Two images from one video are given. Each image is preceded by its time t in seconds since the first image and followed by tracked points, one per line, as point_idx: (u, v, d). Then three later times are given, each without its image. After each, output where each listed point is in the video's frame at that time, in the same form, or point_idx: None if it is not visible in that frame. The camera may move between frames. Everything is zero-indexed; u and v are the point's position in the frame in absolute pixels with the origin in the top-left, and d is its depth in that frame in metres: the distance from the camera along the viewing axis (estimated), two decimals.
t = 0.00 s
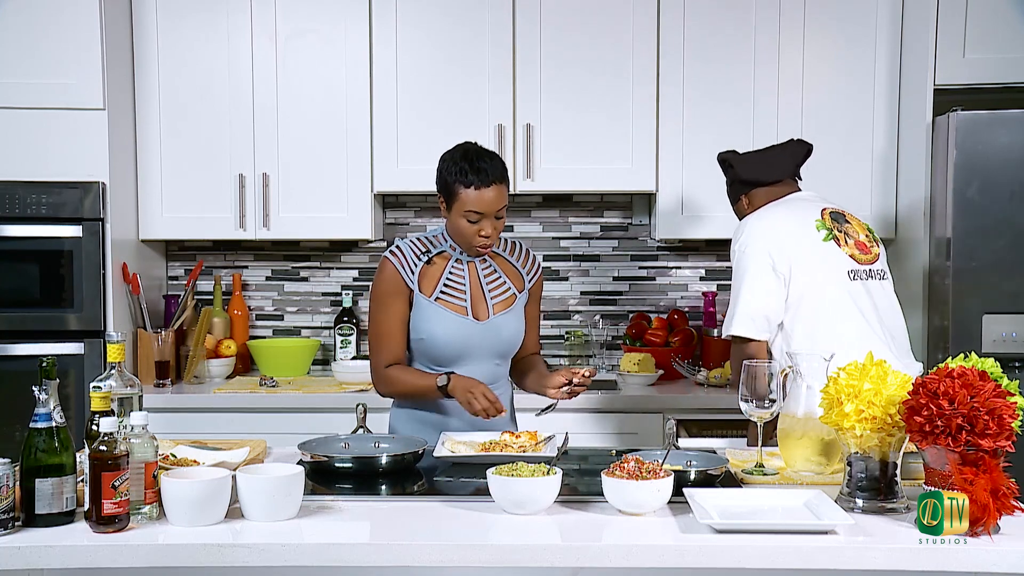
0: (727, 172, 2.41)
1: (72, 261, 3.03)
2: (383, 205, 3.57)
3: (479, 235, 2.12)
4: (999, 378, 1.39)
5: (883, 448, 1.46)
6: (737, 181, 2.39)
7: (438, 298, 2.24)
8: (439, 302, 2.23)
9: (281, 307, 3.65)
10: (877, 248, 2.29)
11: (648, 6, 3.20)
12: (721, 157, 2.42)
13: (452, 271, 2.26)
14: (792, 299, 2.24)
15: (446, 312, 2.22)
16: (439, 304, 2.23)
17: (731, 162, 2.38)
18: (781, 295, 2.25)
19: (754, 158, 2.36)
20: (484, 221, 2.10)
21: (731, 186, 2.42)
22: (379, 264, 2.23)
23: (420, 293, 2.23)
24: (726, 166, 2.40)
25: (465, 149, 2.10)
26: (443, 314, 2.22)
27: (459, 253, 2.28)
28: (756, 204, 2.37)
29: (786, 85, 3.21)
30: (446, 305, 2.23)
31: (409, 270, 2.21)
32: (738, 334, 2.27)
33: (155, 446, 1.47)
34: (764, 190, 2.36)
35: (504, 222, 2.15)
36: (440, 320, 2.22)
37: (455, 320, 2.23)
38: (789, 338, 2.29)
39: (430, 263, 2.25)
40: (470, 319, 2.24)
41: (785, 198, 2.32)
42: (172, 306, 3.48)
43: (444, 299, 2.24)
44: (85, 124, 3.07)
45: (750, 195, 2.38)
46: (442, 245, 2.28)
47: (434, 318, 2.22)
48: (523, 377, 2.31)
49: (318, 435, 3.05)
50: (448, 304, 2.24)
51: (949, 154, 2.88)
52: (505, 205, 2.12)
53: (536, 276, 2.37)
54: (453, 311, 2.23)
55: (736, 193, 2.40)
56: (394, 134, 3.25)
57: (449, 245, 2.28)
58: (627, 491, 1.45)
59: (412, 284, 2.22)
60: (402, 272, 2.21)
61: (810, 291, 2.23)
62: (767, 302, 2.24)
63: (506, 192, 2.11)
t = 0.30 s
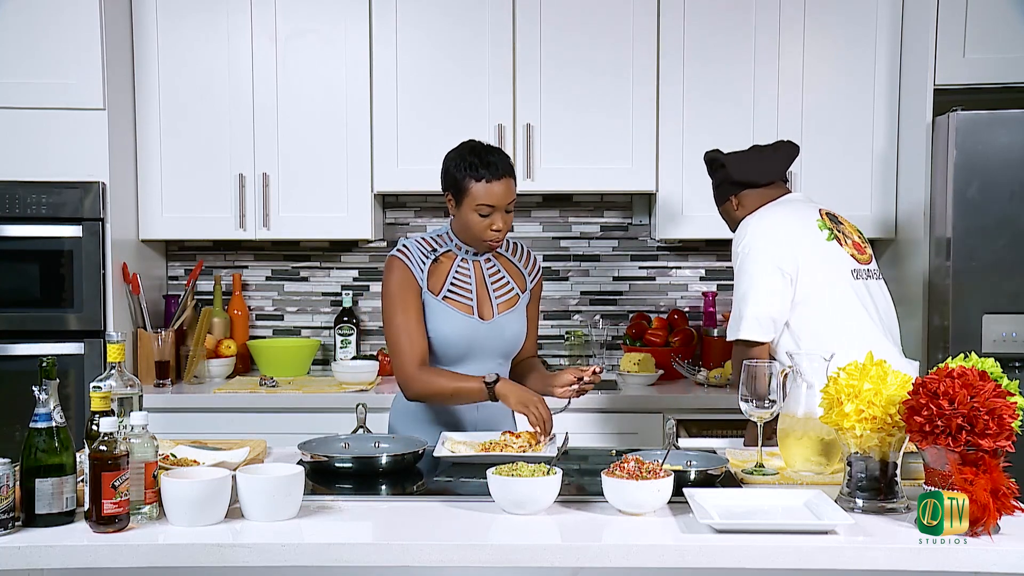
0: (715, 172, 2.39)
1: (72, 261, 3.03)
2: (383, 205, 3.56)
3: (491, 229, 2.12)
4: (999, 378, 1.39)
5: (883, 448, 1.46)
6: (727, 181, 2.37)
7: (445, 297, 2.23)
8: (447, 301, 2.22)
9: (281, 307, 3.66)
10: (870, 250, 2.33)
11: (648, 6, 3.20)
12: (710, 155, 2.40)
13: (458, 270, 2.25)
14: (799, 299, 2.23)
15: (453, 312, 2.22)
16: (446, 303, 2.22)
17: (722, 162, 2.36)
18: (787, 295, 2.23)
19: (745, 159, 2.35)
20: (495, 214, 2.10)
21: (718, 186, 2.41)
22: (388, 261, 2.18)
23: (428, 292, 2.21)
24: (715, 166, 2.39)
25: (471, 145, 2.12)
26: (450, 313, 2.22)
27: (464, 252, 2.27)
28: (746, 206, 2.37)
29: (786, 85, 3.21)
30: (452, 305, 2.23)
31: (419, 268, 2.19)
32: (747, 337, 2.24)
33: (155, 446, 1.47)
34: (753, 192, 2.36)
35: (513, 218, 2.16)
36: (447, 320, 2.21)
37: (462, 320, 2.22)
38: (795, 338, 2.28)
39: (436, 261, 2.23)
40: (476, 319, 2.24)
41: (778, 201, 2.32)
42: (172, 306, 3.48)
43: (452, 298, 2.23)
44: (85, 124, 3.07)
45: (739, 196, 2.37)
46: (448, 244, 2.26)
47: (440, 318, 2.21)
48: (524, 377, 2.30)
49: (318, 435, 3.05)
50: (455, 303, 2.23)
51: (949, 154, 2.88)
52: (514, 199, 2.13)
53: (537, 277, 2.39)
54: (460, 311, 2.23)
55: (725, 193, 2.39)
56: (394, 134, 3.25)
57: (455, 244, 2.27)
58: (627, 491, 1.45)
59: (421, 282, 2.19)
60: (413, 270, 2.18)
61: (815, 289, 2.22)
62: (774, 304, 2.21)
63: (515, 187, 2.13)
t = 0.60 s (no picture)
0: (721, 163, 2.37)
1: (72, 261, 3.03)
2: (383, 205, 3.56)
3: (507, 220, 2.12)
4: (998, 378, 1.39)
5: (883, 448, 1.46)
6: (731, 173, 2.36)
7: (451, 297, 2.23)
8: (452, 301, 2.23)
9: (281, 307, 3.65)
10: (869, 249, 2.33)
11: (648, 6, 3.20)
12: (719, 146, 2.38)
13: (463, 269, 2.25)
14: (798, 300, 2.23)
15: (459, 312, 2.23)
16: (452, 303, 2.23)
17: (731, 153, 2.34)
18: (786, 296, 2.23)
19: (754, 153, 2.34)
20: (509, 205, 2.11)
21: (719, 178, 2.38)
22: (394, 261, 2.17)
23: (434, 292, 2.21)
24: (722, 157, 2.37)
25: (475, 143, 2.14)
26: (456, 313, 2.23)
27: (469, 251, 2.27)
28: (748, 201, 2.36)
29: (786, 85, 3.21)
30: (458, 305, 2.23)
31: (427, 267, 2.19)
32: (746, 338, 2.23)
33: (155, 446, 1.47)
34: (757, 188, 2.35)
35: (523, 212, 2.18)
36: (452, 320, 2.22)
37: (466, 320, 2.23)
38: (794, 338, 2.28)
39: (442, 261, 2.23)
40: (481, 319, 2.25)
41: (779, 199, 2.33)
42: (172, 306, 3.48)
43: (457, 298, 2.23)
44: (85, 124, 3.07)
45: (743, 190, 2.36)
46: (453, 243, 2.26)
47: (444, 318, 2.22)
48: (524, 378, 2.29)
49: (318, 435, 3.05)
50: (461, 303, 2.23)
51: (949, 154, 2.88)
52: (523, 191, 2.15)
53: (540, 276, 2.39)
54: (466, 311, 2.24)
55: (726, 186, 2.37)
56: (394, 134, 3.25)
57: (460, 243, 2.27)
58: (627, 491, 1.45)
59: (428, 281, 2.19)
60: (422, 269, 2.17)
61: (813, 288, 2.23)
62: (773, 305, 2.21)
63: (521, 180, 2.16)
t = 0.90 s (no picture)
0: (768, 141, 2.32)
1: (72, 261, 3.03)
2: (383, 205, 3.56)
3: (509, 219, 2.12)
4: (999, 378, 1.39)
5: (883, 448, 1.46)
6: (770, 151, 2.32)
7: (451, 297, 2.23)
8: (452, 301, 2.23)
9: (281, 307, 3.65)
10: (876, 249, 2.32)
11: (648, 6, 3.20)
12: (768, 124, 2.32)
13: (463, 269, 2.25)
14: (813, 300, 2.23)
15: (459, 312, 2.23)
16: (451, 303, 2.23)
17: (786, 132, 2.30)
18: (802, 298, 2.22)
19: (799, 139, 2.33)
20: (512, 203, 2.11)
21: (759, 155, 2.32)
22: (394, 262, 2.17)
23: (434, 292, 2.21)
24: (770, 136, 2.31)
25: (477, 142, 2.15)
26: (456, 314, 2.22)
27: (469, 251, 2.27)
28: (781, 184, 2.35)
29: (786, 85, 3.21)
30: (458, 305, 2.23)
31: (427, 268, 2.18)
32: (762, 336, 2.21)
33: (155, 446, 1.47)
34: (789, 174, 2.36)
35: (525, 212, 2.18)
36: (452, 320, 2.22)
37: (466, 320, 2.23)
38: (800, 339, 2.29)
39: (442, 261, 2.23)
40: (481, 319, 2.25)
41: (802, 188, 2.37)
42: (172, 306, 3.48)
43: (457, 298, 2.23)
44: (85, 124, 3.07)
45: (779, 170, 2.34)
46: (453, 243, 2.26)
47: (444, 318, 2.22)
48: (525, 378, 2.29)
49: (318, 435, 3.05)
50: (461, 303, 2.23)
51: (949, 154, 2.88)
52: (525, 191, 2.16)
53: (540, 276, 2.39)
54: (465, 311, 2.23)
55: (766, 164, 2.32)
56: (394, 134, 3.25)
57: (460, 243, 2.27)
58: (627, 491, 1.45)
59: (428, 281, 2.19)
60: (422, 269, 2.17)
61: (828, 289, 2.23)
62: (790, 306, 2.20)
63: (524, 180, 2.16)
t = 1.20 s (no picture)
0: (794, 134, 2.32)
1: (72, 261, 3.03)
2: (383, 205, 3.56)
3: (509, 219, 2.12)
4: (998, 379, 1.39)
5: (883, 448, 1.46)
6: (793, 143, 2.33)
7: (449, 296, 2.23)
8: (450, 300, 2.23)
9: (281, 307, 3.66)
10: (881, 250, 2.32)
11: (648, 6, 3.20)
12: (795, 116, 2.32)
13: (462, 269, 2.24)
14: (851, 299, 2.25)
15: (457, 312, 2.23)
16: (450, 303, 2.23)
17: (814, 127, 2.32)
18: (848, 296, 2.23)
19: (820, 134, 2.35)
20: (511, 203, 2.11)
21: (783, 146, 2.32)
22: (393, 261, 2.17)
23: (433, 292, 2.21)
24: (796, 129, 2.32)
25: (476, 142, 2.15)
26: (454, 313, 2.22)
27: (468, 251, 2.26)
28: (800, 177, 2.37)
29: (786, 85, 3.21)
30: (456, 304, 2.23)
31: (425, 267, 2.18)
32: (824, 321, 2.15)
33: (155, 446, 1.47)
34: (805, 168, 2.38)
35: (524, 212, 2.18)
36: (450, 320, 2.22)
37: (464, 319, 2.23)
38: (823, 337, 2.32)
39: (442, 261, 2.23)
40: (479, 318, 2.24)
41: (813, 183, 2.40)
42: (172, 306, 3.48)
43: (456, 298, 2.23)
44: (85, 124, 3.07)
45: (799, 164, 2.37)
46: (452, 243, 2.26)
47: (443, 318, 2.22)
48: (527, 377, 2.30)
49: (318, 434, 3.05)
50: (459, 302, 2.23)
51: (949, 154, 2.88)
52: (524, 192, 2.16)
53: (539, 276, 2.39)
54: (463, 311, 2.23)
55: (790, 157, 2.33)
56: (393, 134, 3.25)
57: (459, 243, 2.27)
58: (627, 491, 1.45)
59: (427, 280, 2.19)
60: (420, 269, 2.17)
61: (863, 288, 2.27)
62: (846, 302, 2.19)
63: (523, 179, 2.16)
